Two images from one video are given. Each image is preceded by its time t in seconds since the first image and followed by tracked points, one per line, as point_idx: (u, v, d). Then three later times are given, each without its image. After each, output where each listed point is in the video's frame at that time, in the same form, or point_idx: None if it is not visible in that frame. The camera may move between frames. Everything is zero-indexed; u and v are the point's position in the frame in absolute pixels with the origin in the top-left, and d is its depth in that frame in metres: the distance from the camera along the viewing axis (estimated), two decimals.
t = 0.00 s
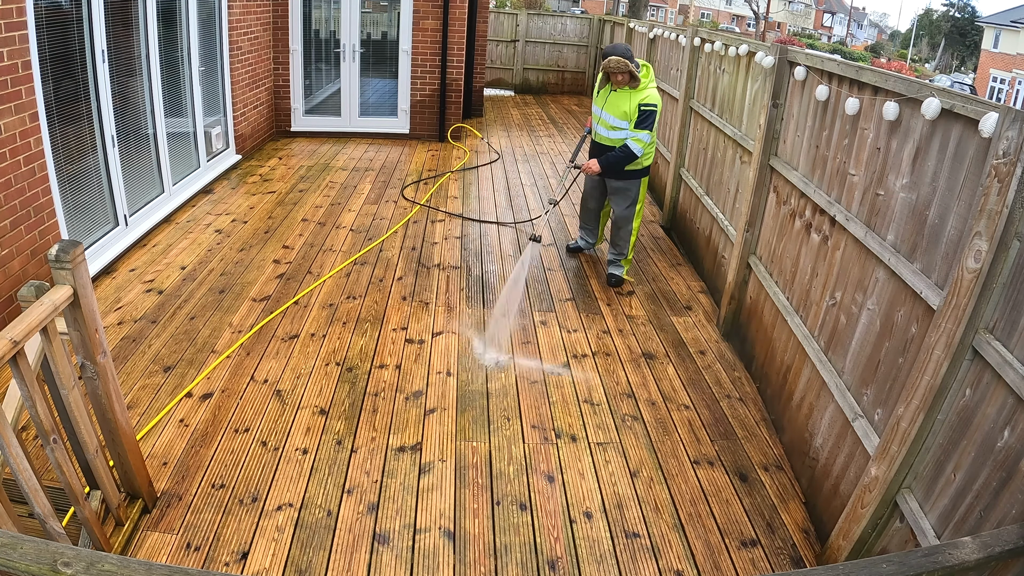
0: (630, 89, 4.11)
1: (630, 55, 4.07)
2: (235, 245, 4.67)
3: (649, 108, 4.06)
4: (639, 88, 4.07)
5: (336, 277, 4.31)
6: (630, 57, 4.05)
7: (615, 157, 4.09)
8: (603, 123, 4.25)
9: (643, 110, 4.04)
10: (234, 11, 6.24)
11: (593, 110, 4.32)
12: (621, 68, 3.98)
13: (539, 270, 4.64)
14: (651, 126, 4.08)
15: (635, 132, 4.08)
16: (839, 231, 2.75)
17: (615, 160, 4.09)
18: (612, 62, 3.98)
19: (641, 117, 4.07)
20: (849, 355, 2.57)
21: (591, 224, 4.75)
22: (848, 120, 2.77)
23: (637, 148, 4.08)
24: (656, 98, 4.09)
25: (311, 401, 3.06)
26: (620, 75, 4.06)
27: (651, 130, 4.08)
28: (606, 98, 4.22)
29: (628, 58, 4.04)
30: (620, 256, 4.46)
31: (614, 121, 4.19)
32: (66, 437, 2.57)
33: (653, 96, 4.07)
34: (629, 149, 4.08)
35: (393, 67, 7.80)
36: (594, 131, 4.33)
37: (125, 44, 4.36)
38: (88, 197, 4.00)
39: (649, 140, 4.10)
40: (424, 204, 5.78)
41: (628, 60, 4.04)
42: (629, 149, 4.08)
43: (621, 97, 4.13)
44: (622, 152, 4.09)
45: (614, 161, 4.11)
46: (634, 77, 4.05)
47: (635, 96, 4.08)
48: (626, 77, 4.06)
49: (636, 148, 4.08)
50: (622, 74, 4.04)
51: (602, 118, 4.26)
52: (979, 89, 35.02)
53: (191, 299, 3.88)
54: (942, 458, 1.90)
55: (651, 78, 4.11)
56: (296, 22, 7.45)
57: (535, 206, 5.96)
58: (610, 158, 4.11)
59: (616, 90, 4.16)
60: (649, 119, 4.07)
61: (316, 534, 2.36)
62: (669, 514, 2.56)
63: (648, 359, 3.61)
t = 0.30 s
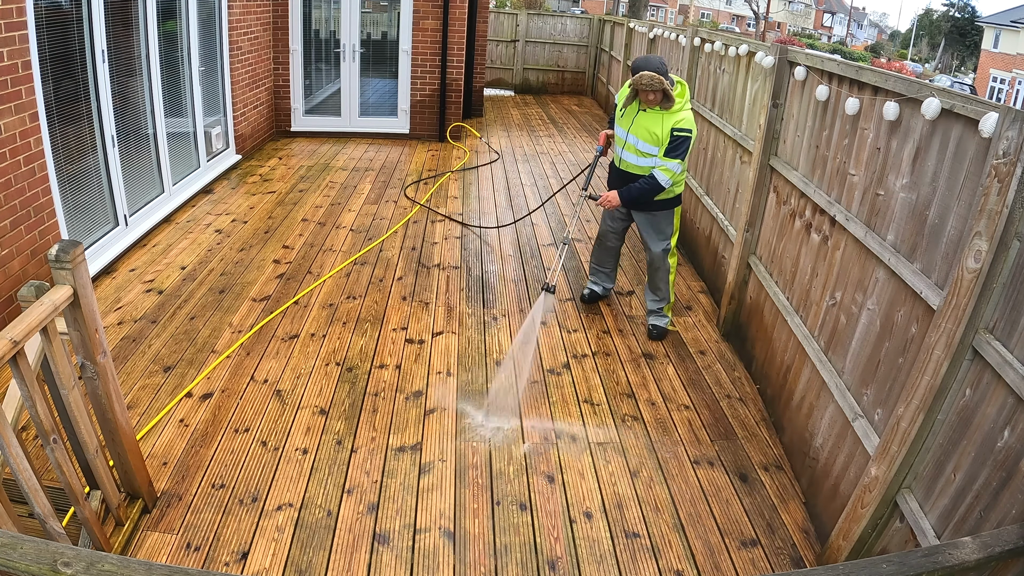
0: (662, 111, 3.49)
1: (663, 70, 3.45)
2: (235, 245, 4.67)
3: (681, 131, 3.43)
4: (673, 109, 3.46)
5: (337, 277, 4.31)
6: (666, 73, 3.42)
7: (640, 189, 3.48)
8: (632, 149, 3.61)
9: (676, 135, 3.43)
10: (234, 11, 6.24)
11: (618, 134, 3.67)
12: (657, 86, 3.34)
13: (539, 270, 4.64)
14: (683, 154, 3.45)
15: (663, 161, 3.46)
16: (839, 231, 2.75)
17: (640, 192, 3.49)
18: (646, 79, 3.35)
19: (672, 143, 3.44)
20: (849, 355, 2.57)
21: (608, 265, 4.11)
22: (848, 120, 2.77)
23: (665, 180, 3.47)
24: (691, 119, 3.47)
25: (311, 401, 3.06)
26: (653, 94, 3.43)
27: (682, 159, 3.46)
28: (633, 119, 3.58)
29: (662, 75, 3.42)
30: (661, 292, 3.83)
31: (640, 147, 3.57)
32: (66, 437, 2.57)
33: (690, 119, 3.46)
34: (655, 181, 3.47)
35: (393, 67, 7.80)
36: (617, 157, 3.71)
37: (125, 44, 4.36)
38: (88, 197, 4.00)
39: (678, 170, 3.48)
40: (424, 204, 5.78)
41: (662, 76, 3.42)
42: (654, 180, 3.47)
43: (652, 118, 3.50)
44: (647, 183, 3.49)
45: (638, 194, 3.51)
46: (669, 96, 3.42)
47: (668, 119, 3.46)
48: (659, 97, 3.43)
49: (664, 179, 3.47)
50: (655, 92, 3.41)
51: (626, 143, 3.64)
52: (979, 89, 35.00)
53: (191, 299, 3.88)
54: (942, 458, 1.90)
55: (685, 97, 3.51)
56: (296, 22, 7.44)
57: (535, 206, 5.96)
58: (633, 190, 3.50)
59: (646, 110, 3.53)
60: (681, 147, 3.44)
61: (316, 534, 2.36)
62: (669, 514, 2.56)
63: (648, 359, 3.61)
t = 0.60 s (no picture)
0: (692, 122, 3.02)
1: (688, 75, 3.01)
2: (235, 245, 4.67)
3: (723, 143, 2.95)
4: (706, 119, 2.99)
5: (337, 277, 4.31)
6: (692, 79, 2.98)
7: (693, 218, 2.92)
8: (662, 174, 3.13)
9: (717, 149, 2.95)
10: (234, 11, 6.24)
11: (642, 157, 3.20)
12: (682, 92, 2.89)
13: (539, 270, 4.64)
14: (732, 171, 2.95)
15: (713, 183, 2.95)
16: (839, 231, 2.75)
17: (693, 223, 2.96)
18: (670, 87, 2.90)
19: (716, 158, 2.95)
20: (849, 355, 2.57)
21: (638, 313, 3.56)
22: (848, 120, 2.77)
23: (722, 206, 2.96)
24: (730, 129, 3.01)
25: (311, 401, 3.06)
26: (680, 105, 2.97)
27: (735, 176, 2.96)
28: (659, 138, 3.11)
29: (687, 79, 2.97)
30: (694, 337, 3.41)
31: (674, 169, 3.08)
32: (66, 437, 2.57)
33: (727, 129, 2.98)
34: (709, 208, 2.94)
35: (393, 67, 7.80)
36: (648, 185, 3.21)
37: (125, 44, 4.36)
38: (88, 197, 4.01)
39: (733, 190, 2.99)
40: (424, 204, 5.78)
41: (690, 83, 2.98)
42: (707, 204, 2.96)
43: (683, 135, 3.04)
44: (699, 213, 2.99)
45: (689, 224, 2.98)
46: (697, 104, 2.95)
47: (703, 132, 2.98)
48: (687, 106, 2.97)
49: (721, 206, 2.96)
50: (681, 100, 2.94)
51: (658, 168, 3.14)
52: (979, 89, 34.99)
53: (191, 299, 3.88)
54: (942, 458, 1.91)
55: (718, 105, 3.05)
56: (296, 22, 7.44)
57: (535, 206, 5.95)
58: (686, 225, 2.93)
59: (674, 125, 3.06)
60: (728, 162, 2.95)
61: (316, 534, 2.36)
62: (669, 514, 2.56)
63: (648, 359, 3.60)
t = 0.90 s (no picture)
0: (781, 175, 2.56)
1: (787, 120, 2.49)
2: (235, 245, 4.67)
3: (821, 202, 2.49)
4: (801, 173, 2.51)
5: (336, 277, 4.31)
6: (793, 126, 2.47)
7: (802, 296, 2.43)
8: (736, 229, 2.73)
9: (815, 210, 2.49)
10: (234, 11, 6.23)
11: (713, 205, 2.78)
12: (783, 147, 2.39)
13: (539, 270, 4.63)
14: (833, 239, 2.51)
15: (812, 250, 2.48)
16: (839, 231, 2.75)
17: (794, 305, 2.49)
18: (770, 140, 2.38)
19: (814, 221, 2.50)
20: (849, 355, 2.57)
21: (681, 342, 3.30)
22: (848, 120, 2.77)
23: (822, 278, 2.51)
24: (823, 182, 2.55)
25: (311, 401, 3.06)
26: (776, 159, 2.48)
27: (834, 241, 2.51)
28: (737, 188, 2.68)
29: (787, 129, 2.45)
30: (716, 389, 3.04)
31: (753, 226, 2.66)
32: (66, 437, 2.57)
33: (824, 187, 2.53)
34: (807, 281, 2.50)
35: (393, 67, 7.80)
36: (712, 236, 2.82)
37: (125, 44, 4.36)
38: (88, 197, 4.01)
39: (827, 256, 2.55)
40: (424, 204, 5.78)
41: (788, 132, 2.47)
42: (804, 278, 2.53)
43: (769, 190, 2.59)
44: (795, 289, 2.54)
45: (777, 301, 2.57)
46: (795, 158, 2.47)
47: (796, 190, 2.53)
48: (782, 159, 2.47)
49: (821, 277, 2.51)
50: (776, 154, 2.46)
51: (728, 220, 2.74)
52: (979, 89, 34.97)
53: (191, 299, 3.88)
54: (942, 458, 1.90)
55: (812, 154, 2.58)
56: (296, 22, 7.44)
57: (535, 206, 5.95)
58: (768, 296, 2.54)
59: (758, 177, 2.61)
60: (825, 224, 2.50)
61: (316, 534, 2.36)
62: (669, 514, 2.56)
63: (648, 359, 3.60)
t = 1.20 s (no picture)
0: (691, 131, 2.79)
1: (697, 82, 2.70)
2: (235, 245, 4.67)
3: (694, 154, 2.67)
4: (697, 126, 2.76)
5: (337, 277, 4.31)
6: (697, 85, 2.70)
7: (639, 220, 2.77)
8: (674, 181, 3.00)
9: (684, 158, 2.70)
10: (234, 11, 6.23)
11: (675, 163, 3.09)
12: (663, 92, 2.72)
13: (539, 270, 4.64)
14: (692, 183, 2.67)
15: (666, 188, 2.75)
16: (839, 231, 2.75)
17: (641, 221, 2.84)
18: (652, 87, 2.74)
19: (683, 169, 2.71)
20: (849, 355, 2.57)
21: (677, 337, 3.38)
22: (848, 120, 2.77)
23: (670, 216, 2.74)
24: (720, 145, 2.66)
25: (311, 401, 3.06)
26: (683, 112, 2.75)
27: (690, 191, 2.67)
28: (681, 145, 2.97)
29: (688, 86, 2.70)
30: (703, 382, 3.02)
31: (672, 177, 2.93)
32: (66, 437, 2.57)
33: (713, 145, 2.66)
34: (658, 213, 2.78)
35: (393, 67, 7.80)
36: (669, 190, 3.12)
37: (125, 44, 4.36)
38: (88, 197, 4.01)
39: (694, 208, 2.71)
40: (424, 204, 5.78)
41: (693, 91, 2.70)
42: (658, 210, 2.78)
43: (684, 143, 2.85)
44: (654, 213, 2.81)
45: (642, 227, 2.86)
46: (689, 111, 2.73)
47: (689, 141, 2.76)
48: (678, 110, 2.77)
49: (667, 214, 2.74)
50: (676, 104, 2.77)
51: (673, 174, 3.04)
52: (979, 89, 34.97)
53: (191, 299, 3.88)
54: (942, 458, 1.90)
55: (729, 122, 2.72)
56: (296, 22, 7.44)
57: (535, 206, 5.95)
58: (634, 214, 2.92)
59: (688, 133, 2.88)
60: (690, 173, 2.68)
61: (316, 534, 2.36)
62: (669, 514, 2.56)
63: (648, 359, 3.61)
